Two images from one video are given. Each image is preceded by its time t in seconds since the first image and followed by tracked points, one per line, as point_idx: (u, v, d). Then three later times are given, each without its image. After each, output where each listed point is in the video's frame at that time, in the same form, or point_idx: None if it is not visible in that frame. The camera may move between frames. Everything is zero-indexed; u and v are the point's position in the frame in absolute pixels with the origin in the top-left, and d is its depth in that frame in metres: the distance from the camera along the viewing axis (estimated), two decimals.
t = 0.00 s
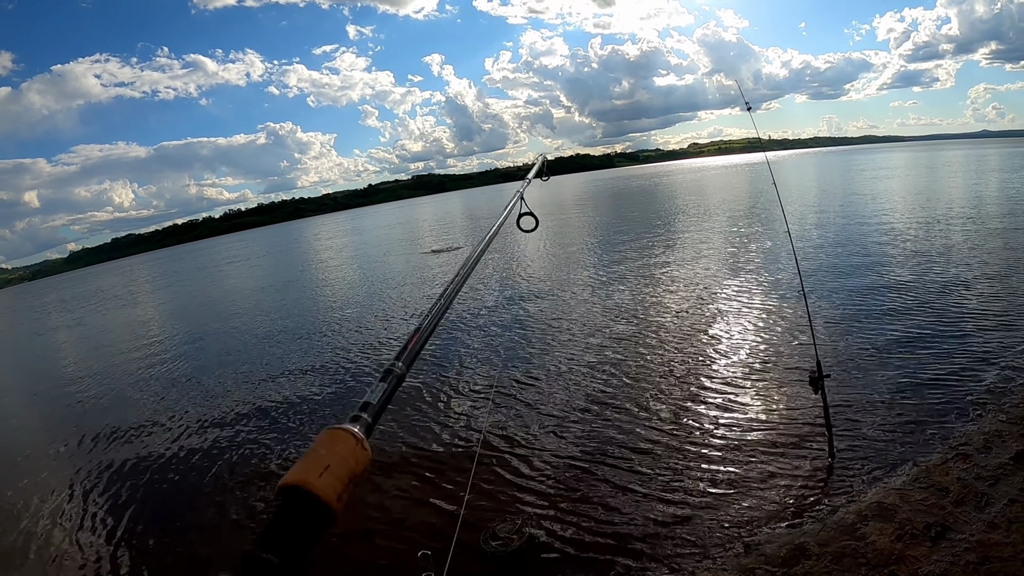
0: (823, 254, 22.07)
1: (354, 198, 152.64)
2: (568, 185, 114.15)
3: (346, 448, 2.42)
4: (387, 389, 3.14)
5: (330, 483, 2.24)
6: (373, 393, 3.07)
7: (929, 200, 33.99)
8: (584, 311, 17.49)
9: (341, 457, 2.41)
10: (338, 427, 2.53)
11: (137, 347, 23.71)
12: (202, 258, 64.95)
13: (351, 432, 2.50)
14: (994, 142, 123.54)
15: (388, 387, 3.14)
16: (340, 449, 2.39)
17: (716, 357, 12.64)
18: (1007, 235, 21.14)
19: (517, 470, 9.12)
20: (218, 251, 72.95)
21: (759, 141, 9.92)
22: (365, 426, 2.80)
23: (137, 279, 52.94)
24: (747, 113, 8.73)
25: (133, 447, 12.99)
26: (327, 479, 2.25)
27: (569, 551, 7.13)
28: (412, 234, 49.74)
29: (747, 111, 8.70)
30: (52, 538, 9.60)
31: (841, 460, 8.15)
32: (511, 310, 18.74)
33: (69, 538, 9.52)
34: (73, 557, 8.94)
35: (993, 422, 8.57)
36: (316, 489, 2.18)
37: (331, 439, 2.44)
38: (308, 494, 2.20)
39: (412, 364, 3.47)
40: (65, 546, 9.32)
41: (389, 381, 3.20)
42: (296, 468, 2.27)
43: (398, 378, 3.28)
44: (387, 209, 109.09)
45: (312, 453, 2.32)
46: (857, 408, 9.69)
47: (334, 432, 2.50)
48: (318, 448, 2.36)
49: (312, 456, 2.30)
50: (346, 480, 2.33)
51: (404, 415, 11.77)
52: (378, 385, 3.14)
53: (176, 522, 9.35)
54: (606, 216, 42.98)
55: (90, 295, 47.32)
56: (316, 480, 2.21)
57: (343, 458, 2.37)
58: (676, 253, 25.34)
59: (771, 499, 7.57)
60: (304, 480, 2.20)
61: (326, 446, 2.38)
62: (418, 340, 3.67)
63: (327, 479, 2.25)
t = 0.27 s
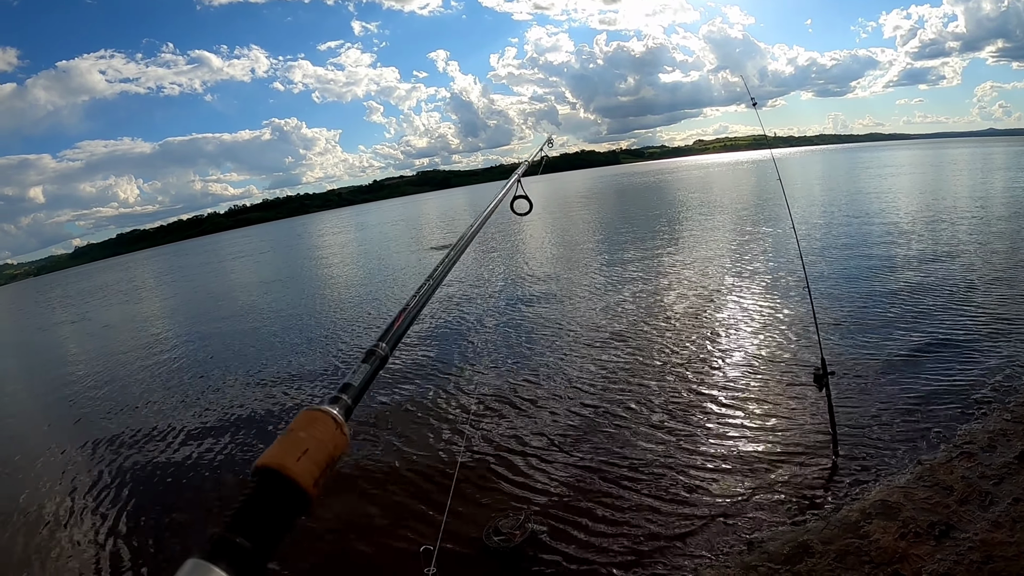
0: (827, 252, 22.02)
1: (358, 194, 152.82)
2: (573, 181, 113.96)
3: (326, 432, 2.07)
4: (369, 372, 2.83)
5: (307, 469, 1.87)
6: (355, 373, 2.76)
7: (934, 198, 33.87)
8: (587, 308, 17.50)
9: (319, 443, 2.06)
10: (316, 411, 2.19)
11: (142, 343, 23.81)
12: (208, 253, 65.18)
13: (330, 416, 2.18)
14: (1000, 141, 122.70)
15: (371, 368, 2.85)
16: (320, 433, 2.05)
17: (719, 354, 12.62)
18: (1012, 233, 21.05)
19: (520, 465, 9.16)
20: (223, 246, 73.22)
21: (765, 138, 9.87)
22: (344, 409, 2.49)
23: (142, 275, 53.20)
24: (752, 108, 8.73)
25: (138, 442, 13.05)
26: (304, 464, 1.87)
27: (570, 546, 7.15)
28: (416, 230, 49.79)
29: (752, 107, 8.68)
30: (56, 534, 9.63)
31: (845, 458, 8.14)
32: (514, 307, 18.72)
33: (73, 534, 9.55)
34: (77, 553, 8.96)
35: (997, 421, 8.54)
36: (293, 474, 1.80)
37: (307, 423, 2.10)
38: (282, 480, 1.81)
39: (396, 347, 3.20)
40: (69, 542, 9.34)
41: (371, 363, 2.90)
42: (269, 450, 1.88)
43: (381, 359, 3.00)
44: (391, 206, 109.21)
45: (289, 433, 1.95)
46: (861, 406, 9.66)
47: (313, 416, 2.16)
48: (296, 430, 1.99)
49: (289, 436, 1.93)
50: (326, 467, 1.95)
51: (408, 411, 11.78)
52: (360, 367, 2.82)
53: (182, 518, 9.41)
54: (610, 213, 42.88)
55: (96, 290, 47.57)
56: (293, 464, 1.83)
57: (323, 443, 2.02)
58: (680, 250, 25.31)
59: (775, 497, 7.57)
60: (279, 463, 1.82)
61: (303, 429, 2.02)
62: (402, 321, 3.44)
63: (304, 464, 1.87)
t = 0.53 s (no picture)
0: (833, 249, 21.89)
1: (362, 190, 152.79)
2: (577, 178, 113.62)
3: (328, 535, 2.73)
4: (364, 472, 3.52)
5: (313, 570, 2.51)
6: (352, 475, 3.45)
7: (941, 196, 33.64)
8: (591, 305, 17.45)
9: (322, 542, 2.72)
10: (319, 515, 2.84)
11: (146, 339, 23.86)
12: (212, 249, 65.25)
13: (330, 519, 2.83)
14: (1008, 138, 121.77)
15: (365, 470, 3.52)
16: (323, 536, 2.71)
17: (723, 352, 12.56)
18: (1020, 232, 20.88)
19: (525, 461, 9.19)
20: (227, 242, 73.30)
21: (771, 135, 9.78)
22: (343, 507, 3.15)
23: (147, 270, 53.30)
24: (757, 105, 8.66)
25: (143, 439, 13.11)
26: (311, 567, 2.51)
27: (574, 544, 7.17)
28: (420, 226, 49.78)
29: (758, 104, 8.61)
30: (59, 530, 9.64)
31: (849, 458, 8.10)
32: (518, 304, 18.70)
33: (77, 530, 9.56)
34: (81, 549, 8.97)
35: (1003, 421, 8.49)
36: None
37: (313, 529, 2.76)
38: None
39: (388, 446, 3.84)
40: (73, 537, 9.36)
41: (366, 463, 3.58)
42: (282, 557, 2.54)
43: (374, 459, 3.68)
44: (395, 202, 109.15)
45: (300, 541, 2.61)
46: (866, 405, 9.61)
47: (316, 517, 2.79)
48: (304, 535, 2.65)
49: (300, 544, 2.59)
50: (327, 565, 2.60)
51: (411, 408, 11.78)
52: (356, 468, 3.51)
53: (186, 513, 9.45)
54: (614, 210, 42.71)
55: (101, 286, 47.69)
56: (303, 569, 2.47)
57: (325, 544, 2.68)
58: (686, 247, 25.20)
59: (779, 496, 7.54)
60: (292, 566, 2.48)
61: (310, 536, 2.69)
62: (396, 419, 4.19)
63: (311, 568, 2.51)
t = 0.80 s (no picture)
0: (837, 249, 21.86)
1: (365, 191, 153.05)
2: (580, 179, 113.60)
3: (324, 513, 2.53)
4: (359, 451, 3.22)
5: (309, 547, 2.32)
6: (347, 452, 3.16)
7: (945, 195, 33.57)
8: (595, 306, 17.46)
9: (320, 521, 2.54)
10: (315, 493, 2.65)
11: (151, 340, 23.94)
12: (216, 251, 65.44)
13: (328, 498, 2.64)
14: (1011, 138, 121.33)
15: (360, 448, 3.24)
16: (319, 514, 2.51)
17: (727, 352, 12.55)
18: None
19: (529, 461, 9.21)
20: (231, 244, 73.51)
21: (775, 135, 9.77)
22: (338, 486, 2.89)
23: (152, 272, 53.51)
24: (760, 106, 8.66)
25: (147, 439, 13.17)
26: (307, 543, 2.33)
27: (579, 544, 7.18)
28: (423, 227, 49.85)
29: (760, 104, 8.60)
30: (64, 533, 9.65)
31: (854, 458, 8.09)
32: (522, 305, 18.71)
33: (82, 531, 9.60)
34: (85, 551, 8.98)
35: (1008, 421, 8.46)
36: (299, 553, 2.25)
37: (308, 505, 2.56)
38: (289, 558, 2.27)
39: (382, 422, 3.62)
40: (78, 539, 9.38)
41: (361, 443, 3.29)
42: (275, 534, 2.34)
43: (370, 438, 3.41)
44: (399, 203, 109.34)
45: (293, 518, 2.42)
46: (871, 405, 9.60)
47: (312, 497, 2.61)
48: (298, 512, 2.47)
49: (293, 521, 2.40)
50: (325, 541, 2.41)
51: (415, 409, 11.81)
52: (351, 446, 3.23)
53: (191, 513, 9.49)
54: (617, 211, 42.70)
55: (106, 287, 47.89)
56: (298, 544, 2.29)
57: (322, 522, 2.48)
58: (689, 248, 25.20)
59: (783, 496, 7.54)
60: (286, 544, 2.29)
61: (304, 511, 2.49)
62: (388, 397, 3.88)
63: (307, 543, 2.33)
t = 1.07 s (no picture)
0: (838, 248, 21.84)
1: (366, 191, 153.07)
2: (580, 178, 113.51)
3: (336, 525, 2.90)
4: (366, 463, 3.63)
5: (323, 557, 2.69)
6: (356, 466, 3.57)
7: (946, 193, 33.54)
8: (596, 305, 17.45)
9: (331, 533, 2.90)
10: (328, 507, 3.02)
11: (151, 341, 23.95)
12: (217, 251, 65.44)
13: (340, 513, 3.00)
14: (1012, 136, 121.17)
15: (368, 460, 3.65)
16: (331, 527, 2.88)
17: (729, 352, 12.53)
18: None
19: (530, 461, 9.21)
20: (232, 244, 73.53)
21: (776, 134, 9.75)
22: (349, 499, 3.27)
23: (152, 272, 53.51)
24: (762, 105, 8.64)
25: (148, 440, 13.19)
26: (320, 555, 2.69)
27: (579, 544, 7.18)
28: (424, 227, 49.85)
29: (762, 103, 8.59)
30: (65, 535, 9.64)
31: (855, 458, 8.08)
32: (523, 304, 18.71)
33: (83, 534, 9.58)
34: (86, 554, 8.97)
35: (1009, 419, 8.46)
36: (314, 564, 2.61)
37: (322, 517, 2.93)
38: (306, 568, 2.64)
39: (388, 437, 4.00)
40: (79, 542, 9.36)
41: (368, 455, 3.70)
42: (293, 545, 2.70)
43: (377, 451, 3.81)
44: (399, 202, 109.34)
45: (309, 530, 2.78)
46: (872, 405, 9.58)
47: (325, 510, 2.97)
48: (313, 525, 2.82)
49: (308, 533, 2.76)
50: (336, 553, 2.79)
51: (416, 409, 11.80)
52: (360, 460, 3.63)
53: (193, 514, 9.50)
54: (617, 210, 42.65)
55: (106, 288, 47.88)
56: (313, 556, 2.65)
57: (335, 534, 2.86)
58: (690, 247, 25.18)
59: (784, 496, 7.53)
60: (303, 555, 2.64)
61: (319, 524, 2.86)
62: (393, 411, 4.30)
63: (321, 555, 2.69)
